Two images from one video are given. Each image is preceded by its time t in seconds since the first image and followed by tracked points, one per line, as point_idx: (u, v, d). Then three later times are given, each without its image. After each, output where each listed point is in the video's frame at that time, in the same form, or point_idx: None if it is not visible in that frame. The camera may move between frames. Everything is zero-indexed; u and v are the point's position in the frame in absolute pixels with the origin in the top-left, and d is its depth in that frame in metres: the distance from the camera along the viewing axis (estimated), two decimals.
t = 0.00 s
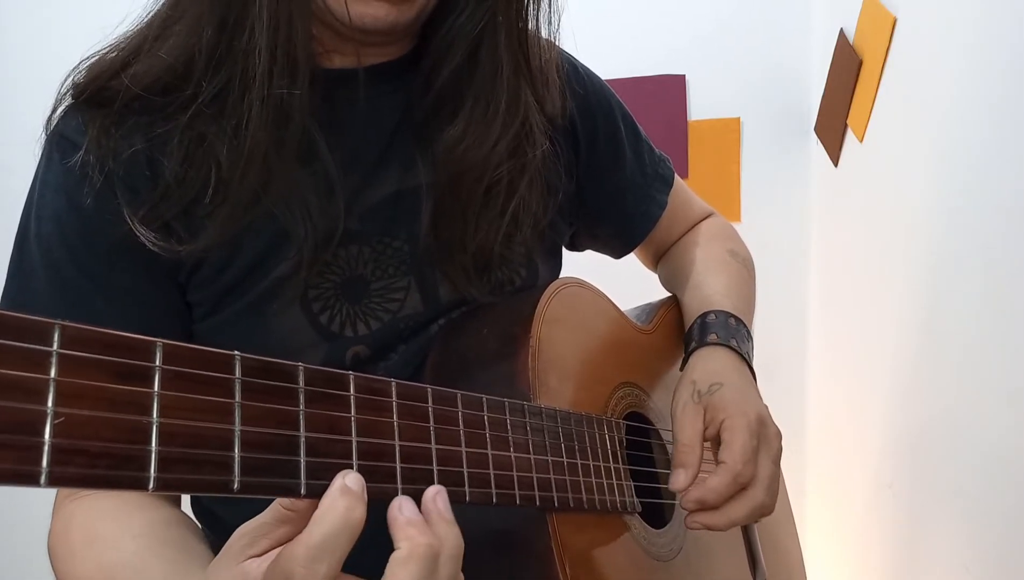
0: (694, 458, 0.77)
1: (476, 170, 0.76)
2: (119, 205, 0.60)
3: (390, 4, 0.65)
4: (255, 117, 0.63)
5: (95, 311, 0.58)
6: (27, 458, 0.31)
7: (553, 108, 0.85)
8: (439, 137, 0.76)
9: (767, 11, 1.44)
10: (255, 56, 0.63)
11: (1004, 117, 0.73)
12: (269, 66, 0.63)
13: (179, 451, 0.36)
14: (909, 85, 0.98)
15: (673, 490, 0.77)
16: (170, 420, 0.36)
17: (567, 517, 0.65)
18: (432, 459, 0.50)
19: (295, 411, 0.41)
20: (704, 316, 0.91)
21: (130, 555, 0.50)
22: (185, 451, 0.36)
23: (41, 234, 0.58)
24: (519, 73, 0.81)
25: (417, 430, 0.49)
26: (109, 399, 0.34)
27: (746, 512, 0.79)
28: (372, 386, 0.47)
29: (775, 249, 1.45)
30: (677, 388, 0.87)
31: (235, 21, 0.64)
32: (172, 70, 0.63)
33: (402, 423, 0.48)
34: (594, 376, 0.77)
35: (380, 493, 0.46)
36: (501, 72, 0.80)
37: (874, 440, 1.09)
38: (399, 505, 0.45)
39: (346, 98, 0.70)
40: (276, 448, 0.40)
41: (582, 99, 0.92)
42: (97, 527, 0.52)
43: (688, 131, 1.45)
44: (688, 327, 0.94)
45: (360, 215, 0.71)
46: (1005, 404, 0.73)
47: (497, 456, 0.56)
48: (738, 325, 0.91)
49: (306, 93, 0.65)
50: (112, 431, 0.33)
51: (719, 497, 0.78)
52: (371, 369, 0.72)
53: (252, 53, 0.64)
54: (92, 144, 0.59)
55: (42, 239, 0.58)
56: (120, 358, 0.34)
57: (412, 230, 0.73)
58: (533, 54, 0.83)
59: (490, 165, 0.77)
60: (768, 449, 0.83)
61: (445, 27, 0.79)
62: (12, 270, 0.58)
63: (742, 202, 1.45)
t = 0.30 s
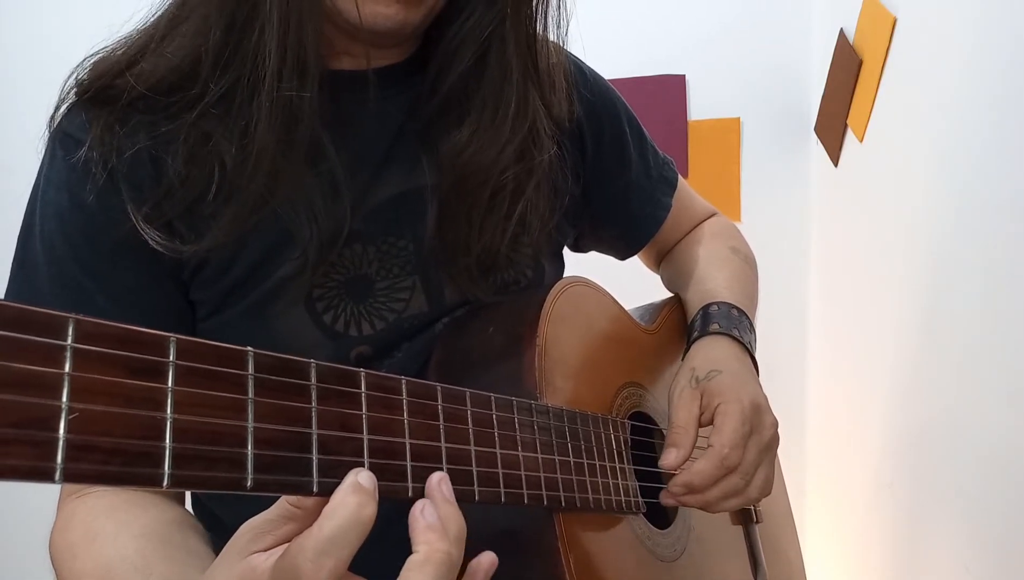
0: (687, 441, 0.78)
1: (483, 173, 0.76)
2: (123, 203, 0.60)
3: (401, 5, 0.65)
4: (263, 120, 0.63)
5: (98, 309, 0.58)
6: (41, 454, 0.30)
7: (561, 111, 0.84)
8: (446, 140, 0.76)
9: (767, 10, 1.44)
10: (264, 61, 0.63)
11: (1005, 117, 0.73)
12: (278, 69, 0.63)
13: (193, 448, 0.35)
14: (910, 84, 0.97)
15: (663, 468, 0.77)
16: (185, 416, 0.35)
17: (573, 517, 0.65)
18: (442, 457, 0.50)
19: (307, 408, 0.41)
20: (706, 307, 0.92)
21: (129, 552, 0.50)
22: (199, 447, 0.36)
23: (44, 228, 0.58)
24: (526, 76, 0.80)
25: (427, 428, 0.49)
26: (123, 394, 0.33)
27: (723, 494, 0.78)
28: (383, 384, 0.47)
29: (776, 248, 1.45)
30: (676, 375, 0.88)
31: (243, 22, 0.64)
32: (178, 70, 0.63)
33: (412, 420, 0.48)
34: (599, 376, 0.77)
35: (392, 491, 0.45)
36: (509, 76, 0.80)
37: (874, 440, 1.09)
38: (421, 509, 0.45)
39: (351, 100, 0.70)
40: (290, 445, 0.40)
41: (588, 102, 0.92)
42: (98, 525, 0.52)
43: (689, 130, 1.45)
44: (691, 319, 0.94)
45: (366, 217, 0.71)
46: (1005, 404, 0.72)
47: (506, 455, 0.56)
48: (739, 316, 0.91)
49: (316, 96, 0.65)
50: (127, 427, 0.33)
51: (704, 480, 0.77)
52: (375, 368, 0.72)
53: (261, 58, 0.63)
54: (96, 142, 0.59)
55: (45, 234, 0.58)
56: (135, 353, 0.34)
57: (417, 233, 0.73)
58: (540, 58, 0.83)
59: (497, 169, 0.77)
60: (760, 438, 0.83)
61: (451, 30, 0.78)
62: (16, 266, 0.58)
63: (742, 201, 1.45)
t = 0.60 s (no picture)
0: (683, 436, 0.78)
1: (483, 174, 0.76)
2: (122, 204, 0.60)
3: (396, 9, 0.65)
4: (263, 119, 0.63)
5: (100, 310, 0.58)
6: (47, 457, 0.30)
7: (561, 112, 0.84)
8: (446, 141, 0.76)
9: (768, 10, 1.44)
10: (264, 59, 0.63)
11: (1005, 117, 0.73)
12: (279, 69, 0.63)
13: (198, 450, 0.35)
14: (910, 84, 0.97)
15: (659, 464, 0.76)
16: (190, 418, 0.35)
17: (575, 518, 0.65)
18: (447, 458, 0.50)
19: (312, 410, 0.41)
20: (708, 308, 0.92)
21: (140, 554, 0.51)
22: (205, 450, 0.36)
23: (46, 228, 0.58)
24: (527, 77, 0.80)
25: (430, 429, 0.49)
26: (130, 397, 0.33)
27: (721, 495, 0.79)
28: (387, 385, 0.46)
29: (776, 248, 1.45)
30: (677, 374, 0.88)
31: (243, 22, 0.64)
32: (179, 71, 0.62)
33: (416, 422, 0.48)
34: (600, 377, 0.77)
35: (397, 492, 0.45)
36: (509, 78, 0.79)
37: (874, 440, 1.09)
38: (426, 498, 0.44)
39: (352, 100, 0.70)
40: (295, 447, 0.40)
41: (589, 103, 0.92)
42: (108, 526, 0.52)
43: (689, 131, 1.45)
44: (692, 320, 0.94)
45: (365, 217, 0.70)
46: (1005, 404, 0.72)
47: (509, 457, 0.56)
48: (742, 319, 0.91)
49: (316, 100, 0.65)
50: (133, 430, 0.33)
51: (710, 487, 0.77)
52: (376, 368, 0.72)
53: (261, 59, 0.63)
54: (95, 142, 0.59)
55: (47, 235, 0.58)
56: (141, 355, 0.34)
57: (417, 233, 0.72)
58: (541, 59, 0.83)
59: (498, 170, 0.77)
60: (761, 443, 0.83)
61: (452, 30, 0.78)
62: (19, 268, 0.58)
63: (742, 201, 1.44)
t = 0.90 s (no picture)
0: (678, 435, 0.77)
1: (479, 174, 0.76)
2: (119, 205, 0.60)
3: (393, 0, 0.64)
4: (259, 117, 0.63)
5: (98, 311, 0.59)
6: (36, 458, 0.30)
7: (558, 112, 0.84)
8: (443, 141, 0.76)
9: (767, 10, 1.44)
10: (259, 58, 0.63)
11: (1005, 116, 0.73)
12: (275, 68, 0.63)
13: (187, 451, 0.35)
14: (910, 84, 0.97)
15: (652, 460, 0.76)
16: (179, 418, 0.35)
17: (570, 519, 0.65)
18: (439, 459, 0.50)
19: (304, 411, 0.41)
20: (702, 310, 0.92)
21: (139, 554, 0.50)
22: (194, 450, 0.36)
23: (44, 229, 0.58)
24: (523, 77, 0.80)
25: (423, 430, 0.49)
26: (117, 397, 0.33)
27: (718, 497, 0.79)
28: (379, 386, 0.47)
29: (775, 249, 1.45)
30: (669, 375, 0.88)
31: (238, 21, 0.63)
32: (174, 70, 0.62)
33: (408, 423, 0.48)
34: (596, 377, 0.77)
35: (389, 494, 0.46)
36: (506, 78, 0.79)
37: (874, 440, 1.09)
38: (415, 490, 0.44)
39: (348, 99, 0.70)
40: (286, 449, 0.40)
41: (586, 103, 0.92)
42: (110, 526, 0.52)
43: (688, 131, 1.45)
44: (688, 321, 0.94)
45: (361, 216, 0.71)
46: (1006, 404, 0.72)
47: (503, 458, 0.56)
48: (736, 320, 0.92)
49: (312, 99, 0.65)
50: (122, 430, 0.33)
51: (698, 492, 0.77)
52: (373, 369, 0.72)
53: (256, 58, 0.63)
54: (91, 142, 0.59)
55: (45, 235, 0.58)
56: (130, 355, 0.34)
57: (413, 234, 0.73)
58: (537, 59, 0.83)
59: (494, 170, 0.77)
60: (754, 443, 0.83)
61: (448, 31, 0.78)
62: (16, 269, 0.59)
63: (742, 201, 1.45)
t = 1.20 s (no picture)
0: (670, 418, 0.78)
1: (473, 174, 0.76)
2: (112, 206, 0.60)
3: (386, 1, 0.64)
4: (248, 122, 0.62)
5: (93, 313, 0.59)
6: (21, 473, 0.30)
7: (552, 111, 0.84)
8: (437, 141, 0.75)
9: (767, 10, 1.43)
10: (250, 59, 0.63)
11: (1005, 117, 0.72)
12: (264, 68, 0.63)
13: (175, 463, 0.35)
14: (910, 83, 0.97)
15: (641, 436, 0.75)
16: (166, 430, 0.35)
17: (566, 524, 0.65)
18: (432, 466, 0.50)
19: (293, 420, 0.41)
20: (699, 309, 0.92)
21: (147, 559, 0.50)
22: (182, 462, 0.35)
23: (38, 232, 0.58)
24: (518, 76, 0.80)
25: (416, 437, 0.49)
26: (103, 411, 0.33)
27: (734, 501, 0.79)
28: (371, 394, 0.46)
29: (775, 249, 1.44)
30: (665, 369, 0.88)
31: (230, 22, 0.63)
32: (165, 71, 0.62)
33: (400, 429, 0.48)
34: (591, 378, 0.77)
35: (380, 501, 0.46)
36: (499, 76, 0.79)
37: (875, 440, 1.09)
38: (379, 486, 0.44)
39: (341, 98, 0.70)
40: (275, 457, 0.40)
41: (582, 102, 0.91)
42: (117, 532, 0.52)
43: (689, 130, 1.45)
44: (684, 321, 0.94)
45: (354, 216, 0.70)
46: (1006, 404, 0.72)
47: (496, 462, 0.56)
48: (733, 317, 0.92)
49: (301, 103, 0.65)
50: (109, 444, 0.33)
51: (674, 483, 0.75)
52: (369, 372, 0.72)
53: (246, 59, 0.63)
54: (83, 144, 0.59)
55: (40, 238, 0.58)
56: (116, 368, 0.34)
57: (407, 233, 0.72)
58: (533, 57, 0.83)
59: (488, 169, 0.77)
60: (746, 441, 0.83)
61: (442, 30, 0.78)
62: (12, 272, 0.59)
63: (742, 201, 1.45)
